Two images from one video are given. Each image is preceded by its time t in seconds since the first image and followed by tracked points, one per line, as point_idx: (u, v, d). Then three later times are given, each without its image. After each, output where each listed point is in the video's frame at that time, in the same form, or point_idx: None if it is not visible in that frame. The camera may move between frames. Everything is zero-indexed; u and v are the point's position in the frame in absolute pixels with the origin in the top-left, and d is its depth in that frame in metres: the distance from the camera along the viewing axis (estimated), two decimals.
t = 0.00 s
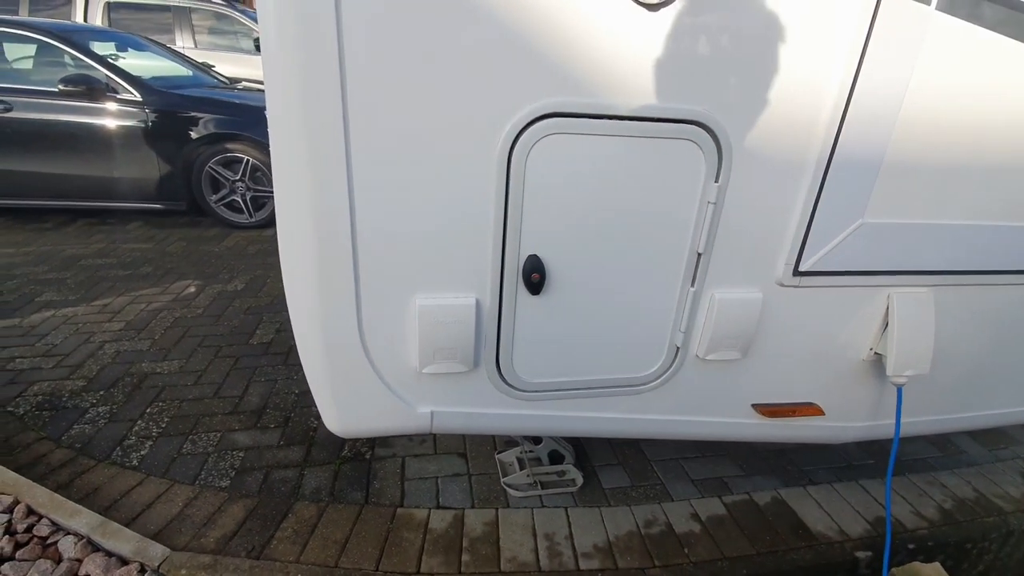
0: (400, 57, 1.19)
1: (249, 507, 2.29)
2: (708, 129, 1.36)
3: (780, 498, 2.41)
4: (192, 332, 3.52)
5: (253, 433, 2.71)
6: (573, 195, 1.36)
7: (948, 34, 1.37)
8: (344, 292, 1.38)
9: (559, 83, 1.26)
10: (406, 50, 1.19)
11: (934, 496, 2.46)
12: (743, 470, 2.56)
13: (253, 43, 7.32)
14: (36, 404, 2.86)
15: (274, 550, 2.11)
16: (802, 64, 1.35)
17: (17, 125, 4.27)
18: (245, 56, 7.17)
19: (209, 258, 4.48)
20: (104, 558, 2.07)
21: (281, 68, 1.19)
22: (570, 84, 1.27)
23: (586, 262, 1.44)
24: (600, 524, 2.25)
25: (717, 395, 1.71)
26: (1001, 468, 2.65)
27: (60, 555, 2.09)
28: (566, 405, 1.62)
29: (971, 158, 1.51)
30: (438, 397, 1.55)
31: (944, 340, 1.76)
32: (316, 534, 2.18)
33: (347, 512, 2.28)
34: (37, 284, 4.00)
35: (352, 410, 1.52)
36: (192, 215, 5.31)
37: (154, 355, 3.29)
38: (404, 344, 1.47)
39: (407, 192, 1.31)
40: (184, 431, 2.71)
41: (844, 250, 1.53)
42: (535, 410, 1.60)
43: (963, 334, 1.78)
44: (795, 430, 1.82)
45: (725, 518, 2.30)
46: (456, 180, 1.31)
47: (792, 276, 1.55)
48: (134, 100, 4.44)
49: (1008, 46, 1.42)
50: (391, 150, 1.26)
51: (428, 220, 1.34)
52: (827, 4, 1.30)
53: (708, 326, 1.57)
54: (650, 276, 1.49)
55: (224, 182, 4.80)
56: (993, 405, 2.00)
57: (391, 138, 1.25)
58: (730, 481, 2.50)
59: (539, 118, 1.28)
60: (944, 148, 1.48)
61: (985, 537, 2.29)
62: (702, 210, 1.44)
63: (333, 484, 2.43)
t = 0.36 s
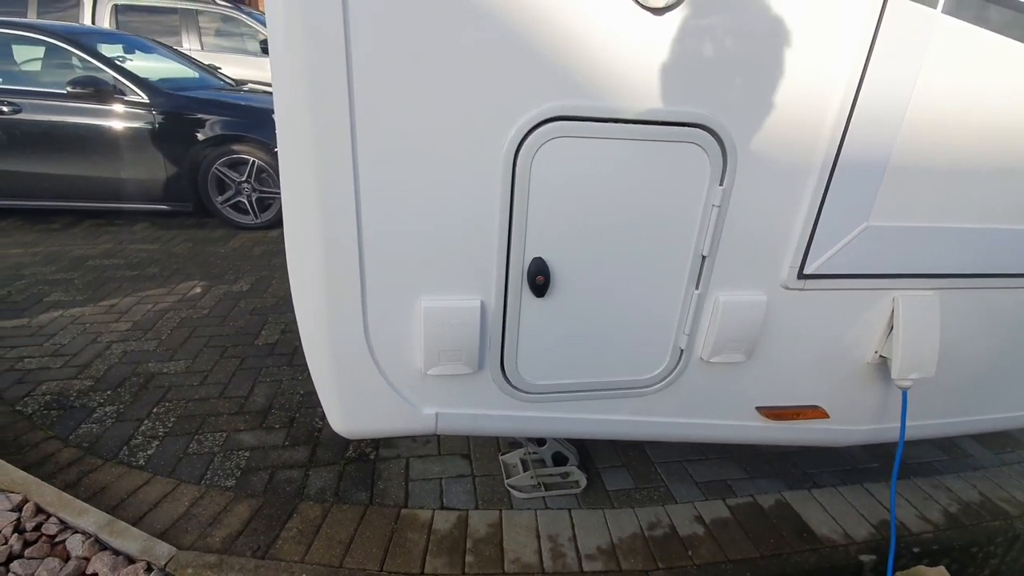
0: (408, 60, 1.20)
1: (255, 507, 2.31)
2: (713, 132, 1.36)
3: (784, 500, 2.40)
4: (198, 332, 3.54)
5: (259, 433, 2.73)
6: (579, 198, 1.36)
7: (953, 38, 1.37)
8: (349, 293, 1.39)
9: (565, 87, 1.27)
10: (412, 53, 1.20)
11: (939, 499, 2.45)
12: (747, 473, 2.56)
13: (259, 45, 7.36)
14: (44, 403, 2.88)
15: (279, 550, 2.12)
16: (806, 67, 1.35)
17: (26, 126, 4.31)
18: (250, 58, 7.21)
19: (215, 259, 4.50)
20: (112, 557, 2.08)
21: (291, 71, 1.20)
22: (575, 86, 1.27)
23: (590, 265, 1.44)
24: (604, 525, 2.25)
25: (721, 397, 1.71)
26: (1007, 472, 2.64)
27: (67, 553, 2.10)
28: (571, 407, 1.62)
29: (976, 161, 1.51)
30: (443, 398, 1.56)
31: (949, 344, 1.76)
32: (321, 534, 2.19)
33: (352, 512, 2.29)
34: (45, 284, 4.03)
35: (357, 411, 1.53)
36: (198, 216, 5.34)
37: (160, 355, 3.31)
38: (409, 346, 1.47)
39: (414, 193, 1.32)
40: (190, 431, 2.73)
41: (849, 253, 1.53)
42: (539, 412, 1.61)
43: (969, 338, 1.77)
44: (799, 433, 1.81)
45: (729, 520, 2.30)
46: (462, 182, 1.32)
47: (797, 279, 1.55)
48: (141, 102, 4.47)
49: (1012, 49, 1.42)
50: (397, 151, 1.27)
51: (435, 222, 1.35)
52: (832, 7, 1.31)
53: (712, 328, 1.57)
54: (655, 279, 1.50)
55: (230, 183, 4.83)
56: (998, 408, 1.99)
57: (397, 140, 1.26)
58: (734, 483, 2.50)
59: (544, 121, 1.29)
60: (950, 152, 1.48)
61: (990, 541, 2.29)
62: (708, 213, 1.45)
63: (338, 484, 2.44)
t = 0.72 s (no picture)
0: (413, 63, 1.22)
1: (261, 505, 2.33)
2: (715, 132, 1.37)
3: (788, 501, 2.40)
4: (205, 332, 3.57)
5: (265, 432, 2.75)
6: (583, 198, 1.37)
7: (956, 38, 1.37)
8: (354, 293, 1.41)
9: (568, 89, 1.28)
10: (417, 55, 1.21)
11: (944, 500, 2.45)
12: (751, 473, 2.56)
13: (265, 47, 7.41)
14: (54, 402, 2.91)
15: (285, 548, 2.14)
16: (810, 68, 1.35)
17: (36, 128, 4.36)
18: (257, 60, 7.25)
19: (222, 259, 4.54)
20: (120, 554, 2.10)
21: (297, 74, 1.22)
22: (579, 88, 1.28)
23: (593, 266, 1.45)
24: (607, 525, 2.26)
25: (725, 397, 1.72)
26: (1013, 473, 2.63)
27: (77, 550, 2.13)
28: (574, 407, 1.63)
29: (980, 162, 1.51)
30: (447, 398, 1.58)
31: (953, 344, 1.76)
32: (326, 532, 2.21)
33: (357, 511, 2.31)
34: (55, 284, 4.08)
35: (362, 410, 1.55)
36: (205, 217, 5.38)
37: (167, 354, 3.34)
38: (414, 346, 1.49)
39: (419, 195, 1.33)
40: (197, 430, 2.75)
41: (852, 254, 1.54)
42: (543, 412, 1.62)
43: (973, 339, 1.77)
44: (802, 433, 1.82)
45: (733, 521, 2.30)
46: (466, 184, 1.33)
47: (800, 279, 1.56)
48: (149, 103, 4.51)
49: (1017, 50, 1.42)
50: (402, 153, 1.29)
51: (439, 223, 1.36)
52: (836, 9, 1.31)
53: (715, 329, 1.58)
54: (658, 279, 1.50)
55: (236, 184, 4.86)
56: (1004, 409, 1.99)
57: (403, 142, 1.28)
58: (738, 484, 2.50)
59: (548, 122, 1.30)
60: (954, 153, 1.48)
61: (996, 542, 2.28)
62: (711, 213, 1.45)
63: (343, 483, 2.45)
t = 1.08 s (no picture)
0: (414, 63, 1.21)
1: (263, 505, 2.32)
2: (718, 131, 1.36)
3: (792, 503, 2.39)
4: (208, 332, 3.58)
5: (267, 432, 2.75)
6: (584, 198, 1.37)
7: (962, 36, 1.37)
8: (355, 293, 1.41)
9: (569, 88, 1.28)
10: (419, 55, 1.21)
11: (950, 502, 2.43)
12: (755, 475, 2.55)
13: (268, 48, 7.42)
14: (58, 402, 2.92)
15: (287, 548, 2.14)
16: (814, 66, 1.35)
17: (41, 130, 4.38)
18: (260, 62, 7.26)
19: (225, 260, 4.55)
20: (123, 554, 2.10)
21: (299, 73, 1.21)
22: (580, 87, 1.28)
23: (595, 265, 1.45)
24: (610, 526, 2.25)
25: (727, 398, 1.71)
26: (1020, 475, 2.61)
27: (80, 550, 2.13)
28: (575, 408, 1.63)
29: (986, 161, 1.50)
30: (449, 399, 1.57)
31: (959, 345, 1.75)
32: (328, 532, 2.21)
33: (359, 511, 2.30)
34: (59, 285, 4.09)
35: (364, 411, 1.54)
36: (208, 218, 5.40)
37: (171, 355, 3.34)
38: (416, 346, 1.49)
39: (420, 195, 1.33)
40: (200, 430, 2.76)
41: (856, 254, 1.53)
42: (545, 412, 1.62)
43: (978, 339, 1.76)
44: (807, 434, 1.81)
45: (736, 522, 2.29)
46: (468, 184, 1.33)
47: (803, 278, 1.55)
48: (153, 105, 4.53)
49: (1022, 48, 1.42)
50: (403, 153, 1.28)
51: (441, 223, 1.36)
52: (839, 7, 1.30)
53: (718, 329, 1.57)
54: (660, 279, 1.50)
55: (239, 185, 4.87)
56: (1010, 410, 1.97)
57: (404, 142, 1.28)
58: (741, 485, 2.49)
59: (550, 121, 1.29)
60: (959, 152, 1.47)
61: (1003, 545, 2.26)
62: (714, 213, 1.44)
63: (345, 484, 2.45)
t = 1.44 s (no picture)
0: (419, 66, 1.20)
1: (271, 513, 2.31)
2: (727, 129, 1.34)
3: (803, 503, 2.37)
4: (212, 339, 3.57)
5: (274, 439, 2.74)
6: (592, 200, 1.35)
7: (973, 31, 1.35)
8: (362, 299, 1.39)
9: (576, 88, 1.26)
10: (424, 57, 1.19)
11: (963, 501, 2.40)
12: (765, 475, 2.53)
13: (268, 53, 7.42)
14: (64, 411, 2.91)
15: (296, 556, 2.12)
16: (823, 63, 1.33)
17: (43, 138, 4.39)
18: (260, 67, 7.26)
19: (228, 266, 4.54)
20: (131, 564, 2.09)
21: (303, 78, 1.20)
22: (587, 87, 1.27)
23: (604, 268, 1.43)
24: (620, 530, 2.23)
25: (739, 400, 1.69)
26: None
27: (88, 561, 2.12)
28: (585, 412, 1.61)
29: (998, 157, 1.48)
30: (457, 404, 1.56)
31: (972, 343, 1.73)
32: (337, 540, 2.19)
33: (367, 518, 2.29)
34: (63, 293, 4.09)
35: (372, 418, 1.53)
36: (211, 224, 5.39)
37: (175, 362, 3.33)
38: (424, 352, 1.47)
39: (426, 198, 1.31)
40: (206, 437, 2.75)
41: (867, 252, 1.51)
42: (554, 417, 1.60)
43: (991, 337, 1.73)
44: (819, 435, 1.79)
45: (747, 524, 2.27)
46: (474, 188, 1.32)
47: (815, 278, 1.53)
48: (154, 112, 4.53)
49: None
50: (409, 157, 1.27)
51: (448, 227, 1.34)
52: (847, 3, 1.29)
53: (728, 330, 1.55)
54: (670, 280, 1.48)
55: (241, 190, 4.86)
56: None
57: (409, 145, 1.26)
58: (752, 486, 2.47)
59: (556, 122, 1.28)
60: (971, 148, 1.45)
61: (1018, 544, 2.23)
62: (724, 212, 1.43)
63: (353, 490, 2.44)
